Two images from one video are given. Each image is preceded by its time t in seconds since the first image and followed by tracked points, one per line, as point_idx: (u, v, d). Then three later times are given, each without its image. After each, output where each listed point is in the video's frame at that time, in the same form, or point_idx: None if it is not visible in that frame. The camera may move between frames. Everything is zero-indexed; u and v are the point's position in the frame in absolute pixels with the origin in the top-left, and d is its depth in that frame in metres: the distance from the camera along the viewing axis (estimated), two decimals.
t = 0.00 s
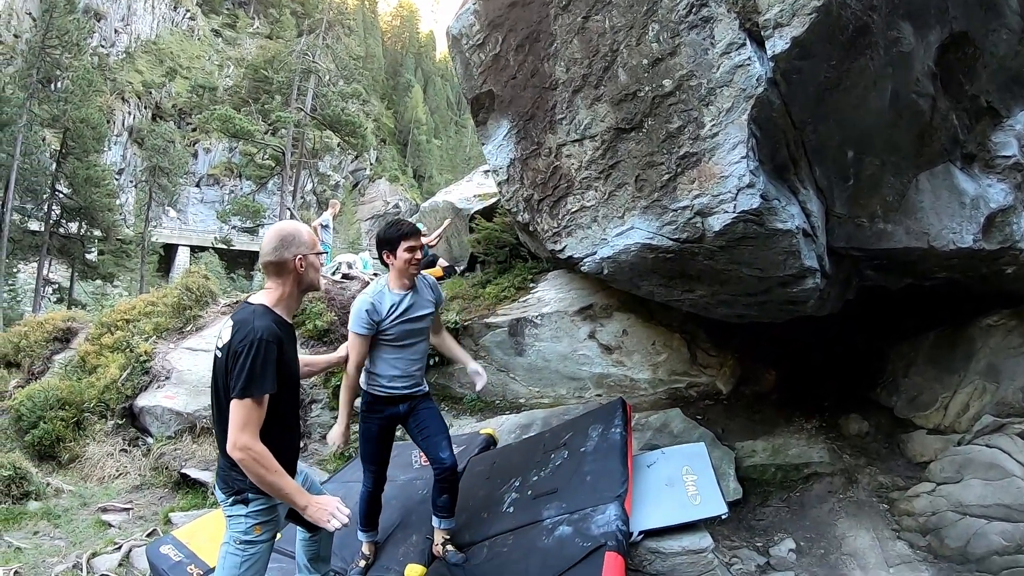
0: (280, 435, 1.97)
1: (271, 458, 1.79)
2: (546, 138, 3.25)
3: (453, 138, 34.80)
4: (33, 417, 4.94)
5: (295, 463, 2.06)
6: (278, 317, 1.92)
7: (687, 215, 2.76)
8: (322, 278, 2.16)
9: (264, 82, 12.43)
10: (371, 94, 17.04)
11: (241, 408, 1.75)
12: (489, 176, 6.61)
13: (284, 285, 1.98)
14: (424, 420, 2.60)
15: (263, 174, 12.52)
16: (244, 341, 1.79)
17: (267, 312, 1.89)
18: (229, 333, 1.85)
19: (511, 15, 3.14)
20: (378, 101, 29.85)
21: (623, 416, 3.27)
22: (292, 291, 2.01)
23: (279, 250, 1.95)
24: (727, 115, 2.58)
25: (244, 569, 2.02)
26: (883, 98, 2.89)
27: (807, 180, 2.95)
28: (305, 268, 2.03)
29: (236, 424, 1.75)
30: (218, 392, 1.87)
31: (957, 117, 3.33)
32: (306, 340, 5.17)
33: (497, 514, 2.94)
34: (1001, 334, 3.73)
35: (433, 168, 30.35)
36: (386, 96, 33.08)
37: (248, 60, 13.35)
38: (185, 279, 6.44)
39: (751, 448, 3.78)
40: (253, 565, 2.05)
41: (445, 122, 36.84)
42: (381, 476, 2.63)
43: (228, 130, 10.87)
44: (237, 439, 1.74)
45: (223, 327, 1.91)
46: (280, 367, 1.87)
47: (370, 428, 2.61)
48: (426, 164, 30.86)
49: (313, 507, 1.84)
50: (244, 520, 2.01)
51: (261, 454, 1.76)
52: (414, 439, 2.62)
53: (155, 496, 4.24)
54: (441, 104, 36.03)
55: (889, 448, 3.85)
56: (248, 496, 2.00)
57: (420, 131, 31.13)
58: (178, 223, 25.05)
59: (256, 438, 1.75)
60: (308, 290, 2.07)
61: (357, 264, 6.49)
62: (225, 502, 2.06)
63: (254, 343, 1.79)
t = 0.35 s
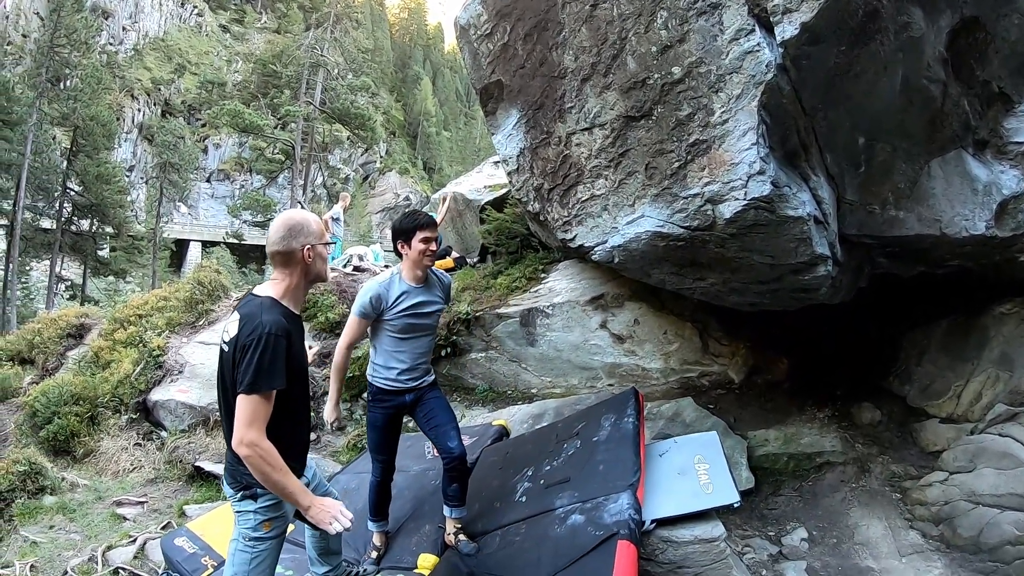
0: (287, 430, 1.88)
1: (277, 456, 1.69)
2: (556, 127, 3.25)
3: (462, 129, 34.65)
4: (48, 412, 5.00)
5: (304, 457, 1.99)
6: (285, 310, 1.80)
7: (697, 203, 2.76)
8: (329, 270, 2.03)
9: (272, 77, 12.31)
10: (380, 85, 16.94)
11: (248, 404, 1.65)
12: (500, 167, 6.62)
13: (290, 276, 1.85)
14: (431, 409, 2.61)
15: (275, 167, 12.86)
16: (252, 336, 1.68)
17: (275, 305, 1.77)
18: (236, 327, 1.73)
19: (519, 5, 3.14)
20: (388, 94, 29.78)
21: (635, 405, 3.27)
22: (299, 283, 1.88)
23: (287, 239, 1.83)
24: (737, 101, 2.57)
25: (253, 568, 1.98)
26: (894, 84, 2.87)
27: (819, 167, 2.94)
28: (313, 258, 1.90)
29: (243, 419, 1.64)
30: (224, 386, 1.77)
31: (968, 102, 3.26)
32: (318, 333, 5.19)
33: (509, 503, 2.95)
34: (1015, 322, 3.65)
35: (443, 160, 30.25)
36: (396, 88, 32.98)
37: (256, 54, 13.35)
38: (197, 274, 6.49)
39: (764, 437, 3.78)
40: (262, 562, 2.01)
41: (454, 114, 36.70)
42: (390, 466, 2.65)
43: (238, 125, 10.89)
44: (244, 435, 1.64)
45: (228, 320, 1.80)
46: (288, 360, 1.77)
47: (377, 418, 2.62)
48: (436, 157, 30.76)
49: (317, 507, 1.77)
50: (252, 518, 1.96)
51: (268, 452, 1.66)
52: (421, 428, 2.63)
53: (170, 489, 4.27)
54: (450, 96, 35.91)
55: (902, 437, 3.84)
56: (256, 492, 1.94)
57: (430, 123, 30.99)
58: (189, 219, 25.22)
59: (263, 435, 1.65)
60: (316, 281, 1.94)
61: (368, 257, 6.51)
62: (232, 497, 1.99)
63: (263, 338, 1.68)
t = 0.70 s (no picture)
0: (287, 427, 1.84)
1: (276, 458, 1.67)
2: (559, 120, 3.25)
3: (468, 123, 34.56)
4: (56, 410, 5.03)
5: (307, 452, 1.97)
6: (281, 304, 1.75)
7: (701, 194, 2.76)
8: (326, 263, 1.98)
9: (276, 73, 12.35)
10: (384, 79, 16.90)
11: (249, 405, 1.62)
12: (503, 160, 6.62)
13: (286, 270, 1.80)
14: (435, 401, 2.63)
15: (279, 163, 12.88)
16: (246, 334, 1.63)
17: (270, 300, 1.72)
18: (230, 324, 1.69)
19: None
20: (392, 89, 29.75)
21: (639, 398, 3.27)
22: (295, 277, 1.83)
23: (282, 232, 1.78)
24: (740, 92, 2.56)
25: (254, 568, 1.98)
26: (898, 74, 2.85)
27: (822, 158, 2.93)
28: (309, 253, 1.85)
29: (245, 419, 1.62)
30: (222, 382, 1.74)
31: (973, 93, 3.18)
32: (324, 328, 5.21)
33: (515, 496, 2.96)
34: (1021, 314, 3.63)
35: (448, 155, 30.20)
36: (399, 83, 32.95)
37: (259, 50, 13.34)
38: (204, 270, 6.52)
39: (769, 429, 3.78)
40: (263, 561, 2.01)
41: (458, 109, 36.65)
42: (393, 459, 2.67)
43: (243, 122, 10.89)
44: (249, 434, 1.62)
45: (223, 316, 1.75)
46: (287, 357, 1.73)
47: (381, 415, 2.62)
48: (440, 152, 30.73)
49: (294, 531, 1.70)
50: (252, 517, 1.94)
51: (269, 454, 1.64)
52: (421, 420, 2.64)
53: (178, 485, 4.30)
54: (454, 90, 35.88)
55: (907, 429, 3.83)
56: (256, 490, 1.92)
57: (434, 117, 30.90)
58: (195, 216, 25.31)
59: (265, 436, 1.63)
60: (312, 275, 1.89)
61: (373, 251, 6.52)
62: (231, 495, 1.96)
63: (262, 334, 1.63)
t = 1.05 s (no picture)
0: (273, 427, 1.84)
1: (254, 462, 1.67)
2: (554, 115, 3.25)
3: (464, 120, 34.51)
4: (55, 411, 5.03)
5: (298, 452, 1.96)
6: (269, 303, 1.74)
7: (696, 188, 2.76)
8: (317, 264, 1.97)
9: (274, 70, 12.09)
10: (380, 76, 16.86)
11: (230, 405, 1.62)
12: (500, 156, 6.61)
13: (276, 266, 1.79)
14: (433, 398, 2.63)
15: (274, 162, 12.75)
16: (231, 333, 1.62)
17: (258, 299, 1.71)
18: (217, 321, 1.68)
19: None
20: (389, 86, 29.70)
21: (636, 392, 3.28)
22: (286, 275, 1.82)
23: (275, 227, 1.78)
24: (734, 86, 2.56)
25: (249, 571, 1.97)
26: (892, 67, 2.85)
27: (817, 151, 2.93)
28: (300, 252, 1.84)
29: (227, 419, 1.62)
30: (207, 379, 1.74)
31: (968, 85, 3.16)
32: (322, 326, 5.20)
33: (513, 492, 2.96)
34: (1018, 306, 3.62)
35: (445, 152, 30.16)
36: (396, 80, 32.87)
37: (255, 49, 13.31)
38: (201, 269, 6.52)
39: (767, 422, 3.79)
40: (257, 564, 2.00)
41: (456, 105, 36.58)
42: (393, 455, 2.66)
43: (239, 120, 10.87)
44: (229, 435, 1.62)
45: (210, 315, 1.74)
46: (272, 358, 1.72)
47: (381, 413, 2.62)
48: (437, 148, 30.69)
49: (264, 540, 1.73)
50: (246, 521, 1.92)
51: (246, 457, 1.64)
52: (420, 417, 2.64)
53: (177, 484, 4.30)
54: (450, 87, 35.81)
55: (905, 421, 3.84)
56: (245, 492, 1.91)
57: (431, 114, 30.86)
58: (192, 215, 25.27)
59: (243, 439, 1.63)
60: (302, 274, 1.88)
61: (371, 249, 6.53)
62: (223, 497, 1.95)
63: (246, 334, 1.62)
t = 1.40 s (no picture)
0: (266, 426, 1.83)
1: (253, 460, 1.67)
2: (548, 110, 3.24)
3: (459, 116, 34.42)
4: (50, 410, 5.01)
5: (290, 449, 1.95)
6: (258, 302, 1.73)
7: (691, 183, 2.76)
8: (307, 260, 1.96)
9: (266, 68, 12.20)
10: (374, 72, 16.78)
11: (224, 406, 1.61)
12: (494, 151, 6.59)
13: (266, 264, 1.78)
14: (427, 395, 2.62)
15: (270, 159, 12.78)
16: (221, 333, 1.61)
17: (247, 298, 1.70)
18: (206, 322, 1.67)
19: None
20: (384, 83, 29.61)
21: (632, 388, 3.28)
22: (276, 273, 1.82)
23: (264, 226, 1.77)
24: (729, 81, 2.56)
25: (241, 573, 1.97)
26: (886, 61, 2.85)
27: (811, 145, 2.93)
28: (290, 248, 1.83)
29: (222, 420, 1.62)
30: (199, 383, 1.73)
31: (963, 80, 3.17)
32: (317, 323, 5.19)
33: (509, 488, 2.96)
34: (1013, 300, 3.61)
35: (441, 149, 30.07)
36: (391, 77, 32.77)
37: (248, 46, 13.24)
38: (197, 267, 6.50)
39: (763, 417, 3.80)
40: (250, 564, 2.00)
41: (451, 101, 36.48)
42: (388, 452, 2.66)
43: (233, 118, 10.83)
44: (224, 437, 1.62)
45: (199, 316, 1.73)
46: (263, 356, 1.72)
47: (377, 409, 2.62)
48: (433, 145, 30.61)
49: (276, 532, 1.72)
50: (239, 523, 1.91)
51: (245, 455, 1.64)
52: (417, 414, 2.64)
53: (173, 483, 4.30)
54: (446, 84, 35.72)
55: (901, 416, 3.84)
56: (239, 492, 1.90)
57: (426, 111, 30.78)
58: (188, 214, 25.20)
59: (240, 438, 1.63)
60: (292, 271, 1.87)
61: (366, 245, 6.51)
62: (215, 499, 1.94)
63: (236, 334, 1.61)
